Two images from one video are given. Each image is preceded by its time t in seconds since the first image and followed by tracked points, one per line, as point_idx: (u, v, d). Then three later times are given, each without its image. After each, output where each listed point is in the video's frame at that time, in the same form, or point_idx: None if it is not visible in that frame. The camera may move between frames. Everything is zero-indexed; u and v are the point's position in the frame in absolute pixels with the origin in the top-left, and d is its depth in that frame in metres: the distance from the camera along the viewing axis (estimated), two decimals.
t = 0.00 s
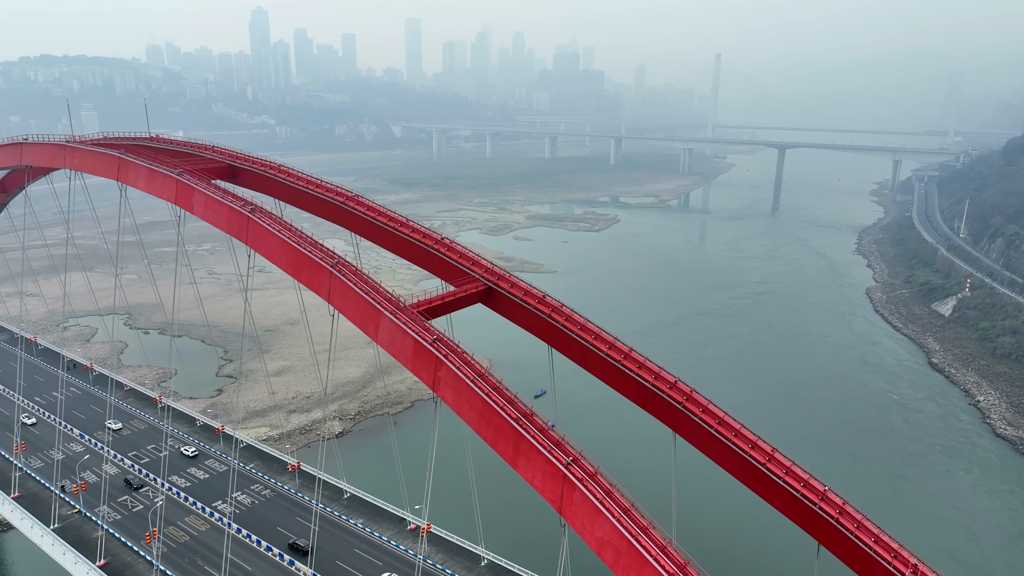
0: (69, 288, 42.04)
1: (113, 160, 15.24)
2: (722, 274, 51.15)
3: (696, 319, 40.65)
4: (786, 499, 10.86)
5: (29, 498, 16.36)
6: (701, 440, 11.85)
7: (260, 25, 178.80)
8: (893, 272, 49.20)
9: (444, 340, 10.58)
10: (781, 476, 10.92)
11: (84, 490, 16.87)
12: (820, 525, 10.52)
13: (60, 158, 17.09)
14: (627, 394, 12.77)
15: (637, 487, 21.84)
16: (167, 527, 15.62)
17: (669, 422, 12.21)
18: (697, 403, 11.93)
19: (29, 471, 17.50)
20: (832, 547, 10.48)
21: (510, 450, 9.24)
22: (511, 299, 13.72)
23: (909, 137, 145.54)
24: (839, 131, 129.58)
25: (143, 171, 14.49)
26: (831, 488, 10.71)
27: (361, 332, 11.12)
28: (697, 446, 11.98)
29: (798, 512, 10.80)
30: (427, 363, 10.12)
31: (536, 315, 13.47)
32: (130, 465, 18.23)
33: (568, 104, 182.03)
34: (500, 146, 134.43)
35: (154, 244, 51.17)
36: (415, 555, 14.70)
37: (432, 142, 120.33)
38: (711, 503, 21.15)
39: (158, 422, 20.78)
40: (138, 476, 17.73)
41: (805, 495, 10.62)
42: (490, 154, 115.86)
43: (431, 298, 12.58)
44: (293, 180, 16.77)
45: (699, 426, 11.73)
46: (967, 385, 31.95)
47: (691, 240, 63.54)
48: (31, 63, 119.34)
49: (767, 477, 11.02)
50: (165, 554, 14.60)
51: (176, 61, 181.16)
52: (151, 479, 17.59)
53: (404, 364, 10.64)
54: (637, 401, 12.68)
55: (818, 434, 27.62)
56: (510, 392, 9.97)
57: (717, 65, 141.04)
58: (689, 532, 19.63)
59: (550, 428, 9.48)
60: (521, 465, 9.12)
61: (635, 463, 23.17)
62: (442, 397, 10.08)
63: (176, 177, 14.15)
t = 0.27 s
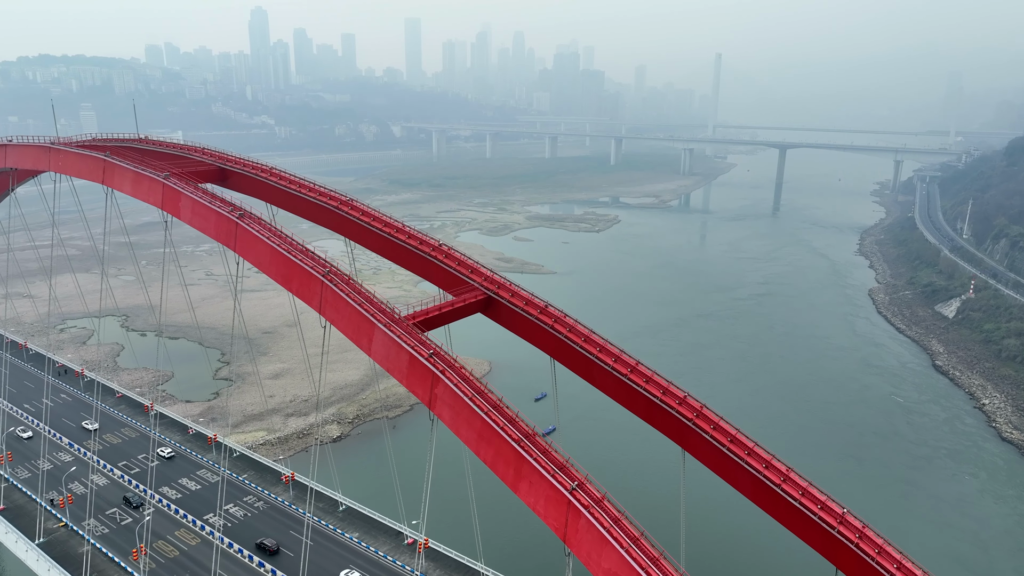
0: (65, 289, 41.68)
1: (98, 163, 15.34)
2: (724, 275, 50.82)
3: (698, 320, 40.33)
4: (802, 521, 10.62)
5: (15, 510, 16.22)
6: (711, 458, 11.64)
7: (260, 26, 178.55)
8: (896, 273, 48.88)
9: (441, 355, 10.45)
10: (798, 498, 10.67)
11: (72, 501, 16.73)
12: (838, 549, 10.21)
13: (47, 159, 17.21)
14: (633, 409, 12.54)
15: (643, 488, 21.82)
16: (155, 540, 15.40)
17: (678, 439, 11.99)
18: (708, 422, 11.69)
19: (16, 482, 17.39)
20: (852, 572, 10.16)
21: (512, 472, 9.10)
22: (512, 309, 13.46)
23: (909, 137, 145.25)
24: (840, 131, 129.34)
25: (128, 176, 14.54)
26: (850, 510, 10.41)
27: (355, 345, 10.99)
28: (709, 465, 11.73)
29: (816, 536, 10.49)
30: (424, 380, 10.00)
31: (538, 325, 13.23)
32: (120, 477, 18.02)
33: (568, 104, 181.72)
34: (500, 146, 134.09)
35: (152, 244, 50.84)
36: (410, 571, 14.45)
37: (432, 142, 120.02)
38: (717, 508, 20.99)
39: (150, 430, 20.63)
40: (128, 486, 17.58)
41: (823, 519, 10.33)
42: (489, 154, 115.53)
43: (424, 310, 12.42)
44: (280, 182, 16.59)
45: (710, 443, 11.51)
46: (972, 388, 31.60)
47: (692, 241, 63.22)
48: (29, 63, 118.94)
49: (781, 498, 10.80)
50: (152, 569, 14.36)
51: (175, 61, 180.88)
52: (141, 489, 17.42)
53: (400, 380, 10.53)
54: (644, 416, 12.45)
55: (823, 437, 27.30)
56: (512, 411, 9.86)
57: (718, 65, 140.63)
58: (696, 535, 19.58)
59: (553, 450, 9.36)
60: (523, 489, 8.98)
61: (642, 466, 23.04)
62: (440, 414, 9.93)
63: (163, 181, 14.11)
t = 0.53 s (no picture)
0: (62, 290, 41.38)
1: (82, 166, 15.25)
2: (725, 276, 50.50)
3: (700, 322, 39.99)
4: (820, 546, 10.16)
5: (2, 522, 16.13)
6: (723, 478, 11.24)
7: (259, 26, 178.22)
8: (899, 274, 48.58)
9: (437, 373, 10.19)
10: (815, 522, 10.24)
11: (61, 513, 16.64)
12: None
13: (33, 163, 17.18)
14: (641, 427, 12.16)
15: (649, 490, 21.69)
16: (143, 555, 15.28)
17: (689, 458, 11.59)
18: (719, 441, 11.31)
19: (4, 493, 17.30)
20: None
21: (513, 498, 8.77)
22: (512, 320, 13.20)
23: (910, 137, 144.95)
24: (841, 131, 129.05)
25: (112, 178, 14.39)
26: (870, 535, 9.96)
27: (346, 359, 10.73)
28: (721, 486, 11.33)
29: (835, 562, 10.03)
30: (419, 399, 9.74)
31: (540, 337, 12.92)
32: (108, 488, 17.95)
33: (568, 104, 181.42)
34: (500, 146, 133.79)
35: (150, 245, 50.51)
36: None
37: (431, 142, 119.69)
38: (721, 514, 20.73)
39: (142, 440, 20.57)
40: (117, 498, 17.51)
41: (841, 544, 9.89)
42: (489, 154, 115.22)
43: (422, 323, 12.18)
44: (270, 185, 16.41)
45: (722, 463, 11.10)
46: (977, 391, 31.28)
47: (693, 242, 62.90)
48: (28, 63, 118.58)
49: (798, 522, 10.35)
50: None
51: (174, 61, 180.60)
52: (130, 501, 17.34)
53: (394, 397, 10.26)
54: (652, 434, 12.07)
55: (826, 441, 26.97)
56: (512, 434, 9.58)
57: (718, 65, 140.27)
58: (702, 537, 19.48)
59: (557, 476, 9.07)
60: (524, 516, 8.65)
61: (648, 468, 22.81)
62: (436, 435, 9.63)
63: (147, 184, 13.94)
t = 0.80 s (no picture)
0: (60, 292, 41.11)
1: (66, 170, 15.23)
2: (727, 277, 50.19)
3: (702, 324, 39.68)
4: None
5: None
6: (736, 500, 10.81)
7: (258, 26, 178.05)
8: (902, 275, 48.24)
9: (433, 392, 9.92)
10: (835, 549, 9.76)
11: (48, 529, 16.67)
12: None
13: (19, 166, 17.20)
14: (650, 446, 11.76)
15: (654, 493, 21.58)
16: (129, 570, 15.25)
17: (701, 479, 11.16)
18: (733, 462, 10.87)
19: None
20: None
21: (513, 528, 8.45)
22: (513, 332, 12.93)
23: (912, 138, 144.62)
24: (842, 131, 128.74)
25: (97, 182, 14.34)
26: (894, 564, 9.47)
27: (338, 375, 10.52)
28: (734, 509, 10.90)
29: None
30: (414, 420, 9.53)
31: (542, 350, 12.62)
32: (97, 499, 17.97)
33: (569, 104, 181.14)
34: (500, 146, 133.54)
35: (149, 246, 50.25)
36: None
37: (431, 142, 119.40)
38: (726, 522, 20.48)
39: (132, 450, 20.58)
40: (105, 509, 17.51)
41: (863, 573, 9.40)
42: (489, 154, 114.95)
43: (418, 337, 11.92)
44: (260, 189, 16.28)
45: (735, 485, 10.67)
46: (982, 394, 30.94)
47: (695, 242, 62.58)
48: (27, 63, 118.43)
49: (817, 549, 9.86)
50: None
51: (174, 61, 180.49)
52: (118, 512, 17.33)
53: (388, 418, 10.01)
54: (660, 453, 11.67)
55: (830, 445, 26.65)
56: (513, 459, 9.28)
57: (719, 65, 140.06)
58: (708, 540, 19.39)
59: (560, 505, 8.77)
60: (524, 546, 8.32)
61: (652, 474, 22.54)
62: (433, 459, 9.35)
63: (132, 189, 13.86)
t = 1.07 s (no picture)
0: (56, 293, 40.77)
1: (46, 174, 15.03)
2: (729, 278, 49.86)
3: (703, 326, 39.35)
4: None
5: None
6: (750, 525, 10.35)
7: (258, 26, 177.78)
8: (905, 277, 47.89)
9: (429, 414, 9.61)
10: None
11: (34, 541, 16.50)
12: None
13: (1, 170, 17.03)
14: (660, 467, 11.32)
15: (656, 497, 21.35)
16: None
17: (714, 503, 10.71)
18: (747, 486, 10.42)
19: None
20: None
21: (515, 562, 8.09)
22: (515, 346, 12.61)
23: (913, 138, 144.32)
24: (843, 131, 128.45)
25: (78, 187, 14.11)
26: None
27: (330, 395, 10.25)
28: (749, 535, 10.45)
29: None
30: (409, 443, 9.25)
31: (545, 365, 12.27)
32: (85, 512, 17.74)
33: (569, 104, 180.82)
34: (500, 146, 133.20)
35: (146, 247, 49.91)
36: None
37: (431, 143, 119.05)
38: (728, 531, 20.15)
39: (121, 460, 20.44)
40: (92, 521, 17.37)
41: None
42: (489, 154, 114.60)
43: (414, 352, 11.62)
44: (249, 193, 16.01)
45: (750, 511, 10.23)
46: (988, 398, 30.60)
47: (696, 243, 62.26)
48: (26, 63, 118.08)
49: None
50: None
51: (174, 61, 180.18)
52: (105, 525, 17.19)
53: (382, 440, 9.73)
54: (670, 474, 11.22)
55: (834, 448, 26.33)
56: (514, 487, 8.93)
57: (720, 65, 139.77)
58: (711, 547, 19.17)
59: (566, 537, 8.37)
60: None
61: (654, 480, 22.20)
62: (429, 486, 9.03)
63: (114, 195, 13.61)
